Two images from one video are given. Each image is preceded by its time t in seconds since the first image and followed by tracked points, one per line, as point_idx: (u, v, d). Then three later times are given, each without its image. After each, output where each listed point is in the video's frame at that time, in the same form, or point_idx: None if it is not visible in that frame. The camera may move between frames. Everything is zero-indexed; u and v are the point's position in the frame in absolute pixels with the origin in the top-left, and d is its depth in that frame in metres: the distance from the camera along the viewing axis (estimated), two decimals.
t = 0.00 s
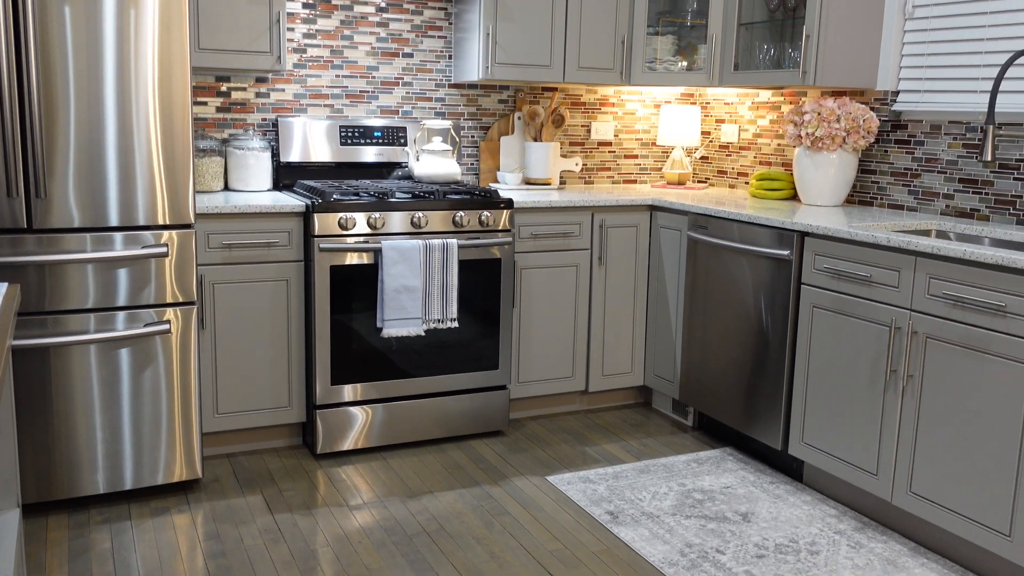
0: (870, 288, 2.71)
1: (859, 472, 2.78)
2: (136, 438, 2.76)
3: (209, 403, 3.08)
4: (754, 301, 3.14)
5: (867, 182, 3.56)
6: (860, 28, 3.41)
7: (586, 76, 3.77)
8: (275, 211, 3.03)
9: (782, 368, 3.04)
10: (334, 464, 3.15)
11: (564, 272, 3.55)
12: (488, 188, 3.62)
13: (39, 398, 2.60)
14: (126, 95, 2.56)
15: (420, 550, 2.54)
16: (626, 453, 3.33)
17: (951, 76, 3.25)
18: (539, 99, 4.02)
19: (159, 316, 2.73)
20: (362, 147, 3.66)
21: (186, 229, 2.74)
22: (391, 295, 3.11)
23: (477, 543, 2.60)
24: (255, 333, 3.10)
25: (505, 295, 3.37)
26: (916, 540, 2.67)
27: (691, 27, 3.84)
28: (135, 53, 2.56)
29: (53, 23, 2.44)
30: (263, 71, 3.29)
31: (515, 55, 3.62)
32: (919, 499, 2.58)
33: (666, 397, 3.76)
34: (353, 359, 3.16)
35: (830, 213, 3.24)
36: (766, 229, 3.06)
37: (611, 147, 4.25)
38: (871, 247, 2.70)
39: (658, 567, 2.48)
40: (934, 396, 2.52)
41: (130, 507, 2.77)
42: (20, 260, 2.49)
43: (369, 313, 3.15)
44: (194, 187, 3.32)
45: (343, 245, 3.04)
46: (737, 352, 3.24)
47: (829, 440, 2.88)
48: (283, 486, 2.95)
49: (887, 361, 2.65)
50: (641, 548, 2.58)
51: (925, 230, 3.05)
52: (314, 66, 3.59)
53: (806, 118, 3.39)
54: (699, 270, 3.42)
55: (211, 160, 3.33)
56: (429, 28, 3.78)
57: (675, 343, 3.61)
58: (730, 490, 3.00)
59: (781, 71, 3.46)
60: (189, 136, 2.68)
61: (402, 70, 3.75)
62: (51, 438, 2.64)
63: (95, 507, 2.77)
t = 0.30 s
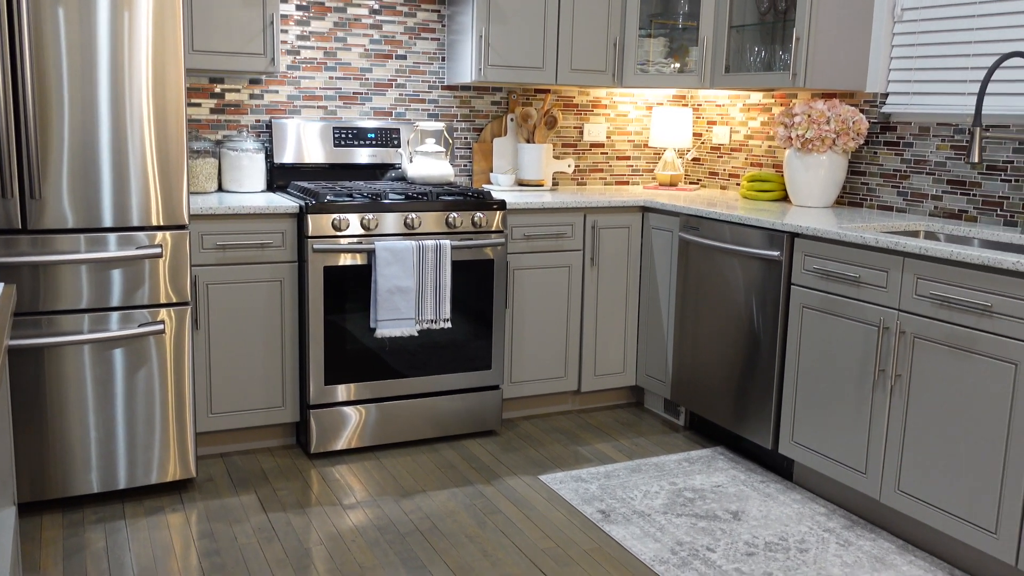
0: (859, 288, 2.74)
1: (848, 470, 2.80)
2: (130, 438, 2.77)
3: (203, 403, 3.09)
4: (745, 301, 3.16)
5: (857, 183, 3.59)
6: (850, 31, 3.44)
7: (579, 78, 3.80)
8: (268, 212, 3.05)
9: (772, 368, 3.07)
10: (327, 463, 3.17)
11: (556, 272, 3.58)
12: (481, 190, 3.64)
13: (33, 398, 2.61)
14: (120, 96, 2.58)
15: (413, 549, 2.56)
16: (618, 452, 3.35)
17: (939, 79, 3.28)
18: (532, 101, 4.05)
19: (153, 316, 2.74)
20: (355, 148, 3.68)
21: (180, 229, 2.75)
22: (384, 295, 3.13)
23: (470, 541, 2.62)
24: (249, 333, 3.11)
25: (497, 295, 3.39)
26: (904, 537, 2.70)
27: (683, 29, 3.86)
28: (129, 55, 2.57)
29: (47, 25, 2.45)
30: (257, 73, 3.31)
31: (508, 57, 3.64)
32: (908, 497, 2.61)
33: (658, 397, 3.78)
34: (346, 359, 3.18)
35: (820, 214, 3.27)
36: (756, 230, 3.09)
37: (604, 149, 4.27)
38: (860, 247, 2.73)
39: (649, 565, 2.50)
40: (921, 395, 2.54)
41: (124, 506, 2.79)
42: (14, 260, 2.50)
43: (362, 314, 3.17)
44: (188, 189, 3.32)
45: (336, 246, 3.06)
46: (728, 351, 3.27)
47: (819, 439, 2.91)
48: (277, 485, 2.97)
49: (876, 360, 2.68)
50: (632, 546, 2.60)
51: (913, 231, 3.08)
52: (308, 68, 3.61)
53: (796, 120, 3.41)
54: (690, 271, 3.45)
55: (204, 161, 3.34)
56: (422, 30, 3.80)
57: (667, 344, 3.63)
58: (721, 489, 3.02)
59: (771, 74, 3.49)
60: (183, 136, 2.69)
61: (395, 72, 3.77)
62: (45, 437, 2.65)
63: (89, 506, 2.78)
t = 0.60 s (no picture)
0: (845, 287, 2.78)
1: (834, 467, 2.84)
2: (122, 436, 2.78)
3: (195, 402, 3.10)
4: (734, 299, 3.20)
5: (844, 183, 3.63)
6: (837, 32, 3.47)
7: (569, 78, 3.82)
8: (260, 211, 3.06)
9: (760, 366, 3.11)
10: (319, 461, 3.19)
11: (547, 271, 3.60)
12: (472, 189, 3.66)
13: (26, 397, 2.62)
14: (112, 96, 2.59)
15: (404, 545, 2.58)
16: (608, 450, 3.38)
17: (925, 80, 3.32)
18: (522, 101, 4.08)
19: (145, 315, 2.76)
20: (346, 148, 3.69)
21: (172, 229, 2.77)
22: (376, 294, 3.15)
23: (461, 537, 2.64)
24: (241, 332, 3.13)
25: (488, 294, 3.41)
26: (889, 532, 2.73)
27: (673, 30, 3.89)
28: (121, 56, 2.59)
29: (39, 25, 2.46)
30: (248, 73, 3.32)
31: (498, 57, 3.67)
32: (893, 493, 2.64)
33: (647, 395, 3.81)
34: (338, 358, 3.20)
35: (807, 214, 3.31)
36: (745, 229, 3.12)
37: (594, 149, 4.30)
38: (846, 246, 2.76)
39: (638, 560, 2.53)
40: (906, 392, 2.58)
41: (116, 504, 2.80)
42: (7, 260, 2.51)
43: (354, 313, 3.19)
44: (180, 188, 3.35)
45: (328, 246, 3.08)
46: (717, 349, 3.30)
47: (806, 435, 2.94)
48: (269, 483, 2.98)
49: (861, 358, 2.71)
50: (622, 542, 2.63)
51: (899, 231, 3.12)
52: (300, 68, 3.63)
53: (784, 120, 3.45)
54: (680, 270, 3.48)
55: (196, 160, 3.36)
56: (414, 31, 3.82)
57: (656, 342, 3.66)
58: (709, 486, 3.05)
59: (760, 75, 3.53)
60: (175, 136, 2.71)
61: (386, 72, 3.79)
62: (37, 436, 2.66)
63: (81, 504, 2.79)
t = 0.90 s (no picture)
0: (835, 287, 2.80)
1: (825, 465, 2.87)
2: (116, 436, 2.79)
3: (190, 402, 3.11)
4: (726, 299, 3.22)
5: (834, 183, 3.66)
6: (828, 34, 3.50)
7: (562, 80, 3.84)
8: (255, 212, 3.08)
9: (752, 366, 3.13)
10: (313, 461, 3.20)
11: (540, 272, 3.62)
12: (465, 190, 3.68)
13: (20, 397, 2.63)
14: (107, 97, 2.60)
15: (398, 544, 2.60)
16: (601, 449, 3.40)
17: (914, 81, 3.35)
18: (515, 102, 4.10)
19: (139, 316, 2.77)
20: (340, 149, 3.71)
21: (167, 229, 2.78)
22: (370, 294, 3.16)
23: (454, 536, 2.66)
24: (235, 332, 3.14)
25: (481, 294, 3.43)
26: (879, 530, 2.76)
27: (665, 32, 3.91)
28: (115, 58, 2.60)
29: (33, 27, 2.47)
30: (242, 74, 3.34)
31: (491, 59, 3.68)
32: (882, 490, 2.67)
33: (640, 394, 3.83)
34: (332, 358, 3.21)
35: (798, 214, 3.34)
36: (736, 230, 3.14)
37: (587, 150, 4.33)
38: (836, 246, 2.79)
39: (630, 558, 2.55)
40: (895, 391, 2.61)
41: (111, 504, 2.81)
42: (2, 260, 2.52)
43: (348, 313, 3.20)
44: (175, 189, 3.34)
45: (322, 246, 3.09)
46: (708, 349, 3.32)
47: (797, 434, 2.97)
48: (263, 483, 3.00)
49: (851, 357, 2.74)
50: (614, 540, 2.65)
51: (889, 231, 3.15)
52: (293, 69, 3.64)
53: (775, 122, 3.47)
54: (672, 270, 3.50)
55: (190, 162, 3.36)
56: (407, 32, 3.84)
57: (648, 342, 3.69)
58: (701, 484, 3.07)
59: (751, 76, 3.56)
60: (169, 136, 2.72)
61: (380, 73, 3.81)
62: (32, 436, 2.67)
63: (76, 504, 2.80)
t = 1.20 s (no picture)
0: (823, 286, 2.83)
1: (814, 462, 2.89)
2: (108, 437, 2.80)
3: (182, 402, 3.12)
4: (715, 299, 3.24)
5: (822, 184, 3.69)
6: (815, 36, 3.53)
7: (552, 81, 3.87)
8: (247, 214, 3.09)
9: (741, 365, 3.16)
10: (306, 461, 3.21)
11: (531, 272, 3.64)
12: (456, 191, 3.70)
13: (12, 398, 2.64)
14: (98, 99, 2.61)
15: (391, 543, 2.61)
16: (592, 448, 3.42)
17: (901, 82, 3.38)
18: (506, 103, 4.12)
19: (132, 316, 2.78)
20: (331, 150, 3.72)
21: (159, 231, 2.79)
22: (362, 295, 3.17)
23: (446, 534, 2.68)
24: (228, 333, 3.15)
25: (473, 294, 3.45)
26: (867, 527, 2.79)
27: (655, 33, 3.93)
28: (107, 59, 2.60)
29: (24, 29, 2.48)
30: (234, 76, 3.35)
31: (482, 60, 3.70)
32: (870, 487, 2.70)
33: (631, 394, 3.86)
34: (324, 358, 3.22)
35: (787, 214, 3.37)
36: (726, 230, 3.17)
37: (577, 151, 4.35)
38: (824, 246, 2.82)
39: (621, 556, 2.57)
40: (883, 389, 2.64)
41: (104, 504, 2.82)
42: None
43: (340, 314, 3.21)
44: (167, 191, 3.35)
45: (314, 247, 3.11)
46: (698, 348, 3.35)
47: (786, 433, 3.00)
48: (256, 483, 3.01)
49: (839, 355, 2.77)
50: (605, 538, 2.67)
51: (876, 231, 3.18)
52: (285, 71, 3.65)
53: (764, 123, 3.50)
54: (662, 270, 3.52)
55: (182, 163, 3.38)
56: (398, 34, 3.85)
57: (639, 341, 3.71)
58: (692, 482, 3.10)
59: (741, 77, 3.58)
60: (161, 137, 2.73)
61: (371, 75, 3.82)
62: (24, 436, 2.67)
63: (68, 505, 2.81)
